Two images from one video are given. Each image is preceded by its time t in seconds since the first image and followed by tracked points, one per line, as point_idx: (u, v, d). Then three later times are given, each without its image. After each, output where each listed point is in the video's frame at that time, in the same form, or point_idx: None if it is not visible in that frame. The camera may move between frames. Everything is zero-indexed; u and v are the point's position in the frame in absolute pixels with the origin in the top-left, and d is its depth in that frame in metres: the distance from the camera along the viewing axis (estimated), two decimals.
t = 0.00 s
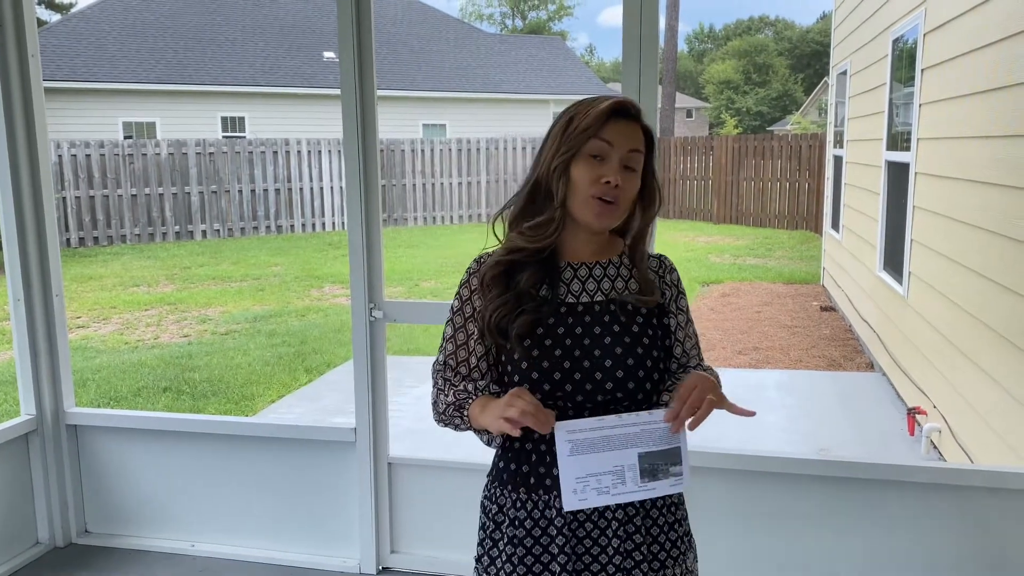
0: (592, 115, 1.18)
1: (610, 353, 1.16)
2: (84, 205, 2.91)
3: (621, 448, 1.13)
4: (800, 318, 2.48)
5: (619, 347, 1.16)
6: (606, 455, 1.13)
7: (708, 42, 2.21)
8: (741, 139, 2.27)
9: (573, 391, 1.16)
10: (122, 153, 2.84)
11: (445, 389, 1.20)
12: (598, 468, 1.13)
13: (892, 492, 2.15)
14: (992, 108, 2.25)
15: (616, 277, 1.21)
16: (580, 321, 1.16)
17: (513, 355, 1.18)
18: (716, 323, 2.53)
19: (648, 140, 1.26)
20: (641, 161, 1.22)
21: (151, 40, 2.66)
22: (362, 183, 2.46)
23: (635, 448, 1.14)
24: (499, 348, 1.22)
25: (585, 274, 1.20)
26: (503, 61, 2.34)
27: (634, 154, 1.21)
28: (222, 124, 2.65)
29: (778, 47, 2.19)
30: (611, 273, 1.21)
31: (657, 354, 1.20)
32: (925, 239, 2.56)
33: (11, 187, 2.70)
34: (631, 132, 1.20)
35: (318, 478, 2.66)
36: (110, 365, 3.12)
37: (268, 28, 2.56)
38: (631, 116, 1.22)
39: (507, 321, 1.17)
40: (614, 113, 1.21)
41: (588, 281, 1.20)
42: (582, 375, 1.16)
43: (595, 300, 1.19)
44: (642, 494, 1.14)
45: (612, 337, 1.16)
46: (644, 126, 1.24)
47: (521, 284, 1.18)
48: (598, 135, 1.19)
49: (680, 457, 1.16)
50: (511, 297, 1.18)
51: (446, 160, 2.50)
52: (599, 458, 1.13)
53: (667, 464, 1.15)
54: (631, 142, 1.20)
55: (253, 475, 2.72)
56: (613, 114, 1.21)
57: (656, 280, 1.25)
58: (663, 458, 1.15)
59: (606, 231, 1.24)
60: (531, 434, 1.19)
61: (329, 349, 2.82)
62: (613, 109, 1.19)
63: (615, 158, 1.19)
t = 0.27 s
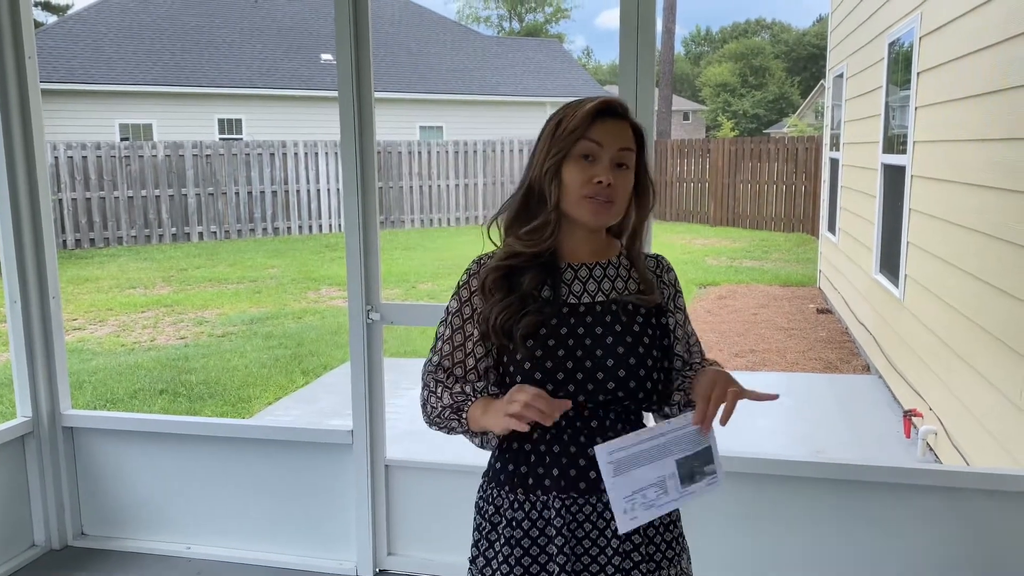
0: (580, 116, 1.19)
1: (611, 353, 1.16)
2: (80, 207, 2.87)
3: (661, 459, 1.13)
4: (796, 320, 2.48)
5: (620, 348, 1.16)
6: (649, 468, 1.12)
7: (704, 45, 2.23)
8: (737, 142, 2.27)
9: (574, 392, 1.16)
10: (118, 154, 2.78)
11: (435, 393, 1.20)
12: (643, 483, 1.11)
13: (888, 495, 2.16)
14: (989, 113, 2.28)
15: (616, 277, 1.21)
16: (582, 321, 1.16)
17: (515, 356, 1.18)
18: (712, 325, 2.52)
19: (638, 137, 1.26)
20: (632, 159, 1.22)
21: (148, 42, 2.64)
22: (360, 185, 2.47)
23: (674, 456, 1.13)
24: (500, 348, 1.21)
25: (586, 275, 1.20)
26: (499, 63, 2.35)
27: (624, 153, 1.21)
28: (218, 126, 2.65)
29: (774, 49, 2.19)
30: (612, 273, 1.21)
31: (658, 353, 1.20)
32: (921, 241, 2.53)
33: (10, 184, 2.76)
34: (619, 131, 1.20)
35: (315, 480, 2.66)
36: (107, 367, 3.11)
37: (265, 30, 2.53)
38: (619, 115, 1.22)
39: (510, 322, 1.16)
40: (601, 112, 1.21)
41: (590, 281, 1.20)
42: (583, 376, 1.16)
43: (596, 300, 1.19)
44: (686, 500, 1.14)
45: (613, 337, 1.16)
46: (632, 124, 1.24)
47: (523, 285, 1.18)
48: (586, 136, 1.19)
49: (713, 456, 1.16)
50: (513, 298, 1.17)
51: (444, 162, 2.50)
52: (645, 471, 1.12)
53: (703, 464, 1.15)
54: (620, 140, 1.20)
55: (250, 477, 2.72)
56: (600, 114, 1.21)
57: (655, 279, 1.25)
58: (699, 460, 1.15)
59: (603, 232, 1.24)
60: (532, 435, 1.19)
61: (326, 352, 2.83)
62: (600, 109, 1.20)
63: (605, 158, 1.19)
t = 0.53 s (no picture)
0: (562, 119, 1.20)
1: (608, 355, 1.16)
2: (77, 209, 2.89)
3: (611, 453, 1.11)
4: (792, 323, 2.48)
5: (616, 350, 1.16)
6: (597, 459, 1.11)
7: (701, 47, 2.23)
8: (733, 145, 2.28)
9: (571, 395, 1.16)
10: (114, 156, 2.82)
11: (447, 400, 1.17)
12: (589, 472, 1.10)
13: (883, 497, 2.16)
14: (981, 117, 2.29)
15: (613, 280, 1.21)
16: (579, 324, 1.16)
17: (512, 358, 1.18)
18: (708, 328, 2.51)
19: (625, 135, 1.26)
20: (619, 156, 1.22)
21: (144, 44, 2.65)
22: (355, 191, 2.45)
23: (627, 452, 1.12)
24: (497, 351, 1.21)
25: (583, 277, 1.20)
26: (496, 66, 2.35)
27: (611, 151, 1.21)
28: (215, 128, 2.67)
29: (770, 52, 2.20)
30: (609, 276, 1.21)
31: (654, 356, 1.20)
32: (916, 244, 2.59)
33: (7, 189, 2.69)
34: (603, 130, 1.21)
35: (310, 483, 2.65)
36: (102, 370, 3.13)
37: (261, 32, 2.53)
38: (602, 115, 1.23)
39: (507, 325, 1.16)
40: (583, 113, 1.22)
41: (587, 284, 1.20)
42: (580, 379, 1.16)
43: (593, 302, 1.19)
44: (635, 499, 1.11)
45: (610, 340, 1.16)
46: (617, 123, 1.24)
47: (520, 288, 1.18)
48: (570, 138, 1.20)
49: (672, 462, 1.14)
50: (510, 301, 1.17)
51: (440, 164, 2.49)
52: (590, 461, 1.10)
53: (659, 468, 1.13)
54: (605, 139, 1.20)
55: (245, 480, 2.71)
56: (582, 114, 1.22)
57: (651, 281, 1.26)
58: (655, 462, 1.12)
59: (597, 233, 1.24)
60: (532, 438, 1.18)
61: (322, 354, 2.85)
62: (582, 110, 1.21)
63: (591, 158, 1.19)
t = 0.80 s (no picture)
0: (557, 120, 1.20)
1: (602, 357, 1.16)
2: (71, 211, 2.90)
3: (603, 470, 1.10)
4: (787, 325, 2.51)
5: (611, 352, 1.16)
6: (588, 472, 1.10)
7: (696, 50, 2.21)
8: (729, 147, 2.27)
9: (565, 397, 1.16)
10: (109, 158, 2.83)
11: (449, 405, 1.16)
12: (579, 482, 1.11)
13: (878, 499, 2.16)
14: (973, 121, 2.32)
15: (608, 283, 1.21)
16: (573, 326, 1.16)
17: (507, 360, 1.18)
18: (704, 330, 2.53)
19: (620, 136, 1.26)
20: (615, 157, 1.22)
21: (140, 46, 2.65)
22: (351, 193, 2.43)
23: (619, 473, 1.10)
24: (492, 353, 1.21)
25: (578, 280, 1.20)
26: (491, 69, 2.36)
27: (606, 152, 1.21)
28: (210, 130, 2.68)
29: (765, 55, 2.20)
30: (604, 278, 1.21)
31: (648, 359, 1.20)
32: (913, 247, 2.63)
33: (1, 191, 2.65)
34: (599, 130, 1.21)
35: (306, 485, 2.65)
36: (97, 372, 3.12)
37: (259, 36, 2.54)
38: (597, 116, 1.23)
39: (501, 326, 1.16)
40: (578, 114, 1.22)
41: (582, 287, 1.20)
42: (574, 381, 1.15)
43: (588, 305, 1.19)
44: (617, 522, 1.09)
45: (604, 342, 1.16)
46: (612, 124, 1.24)
47: (515, 289, 1.18)
48: (566, 139, 1.20)
49: (665, 499, 1.09)
50: (505, 302, 1.17)
51: (436, 166, 2.50)
52: (581, 472, 1.11)
53: (650, 499, 1.09)
54: (601, 140, 1.20)
55: (240, 482, 2.70)
56: (578, 115, 1.22)
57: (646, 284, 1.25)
58: (647, 493, 1.09)
59: (593, 235, 1.24)
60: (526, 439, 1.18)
61: (317, 356, 2.88)
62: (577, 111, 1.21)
63: (586, 158, 1.19)
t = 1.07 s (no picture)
0: (556, 124, 1.21)
1: (596, 359, 1.16)
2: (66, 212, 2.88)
3: (608, 466, 1.12)
4: (782, 327, 2.49)
5: (605, 354, 1.16)
6: (592, 469, 1.12)
7: (691, 53, 2.22)
8: (724, 149, 2.29)
9: (560, 398, 1.17)
10: (105, 159, 2.79)
11: (446, 405, 1.17)
12: (583, 480, 1.12)
13: (871, 500, 2.17)
14: (968, 123, 2.33)
15: (604, 285, 1.21)
16: (569, 327, 1.17)
17: (502, 361, 1.18)
18: (698, 332, 2.52)
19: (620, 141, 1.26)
20: (613, 162, 1.22)
21: (136, 49, 2.66)
22: (347, 194, 2.44)
23: (623, 468, 1.12)
24: (488, 353, 1.21)
25: (574, 282, 1.21)
26: (487, 72, 2.36)
27: (604, 156, 1.21)
28: (205, 132, 2.66)
29: (760, 58, 2.20)
30: (599, 281, 1.21)
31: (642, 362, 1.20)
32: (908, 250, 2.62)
33: None
34: (597, 135, 1.21)
35: (301, 486, 2.65)
36: (92, 374, 3.11)
37: (253, 35, 2.58)
38: (595, 121, 1.23)
39: (497, 326, 1.17)
40: (578, 119, 1.23)
41: (577, 288, 1.20)
42: (569, 382, 1.16)
43: (583, 306, 1.19)
44: (624, 517, 1.11)
45: (599, 344, 1.16)
46: (611, 129, 1.25)
47: (511, 290, 1.18)
48: (565, 143, 1.20)
49: (670, 490, 1.10)
50: (501, 303, 1.17)
51: (431, 168, 2.51)
52: (586, 469, 1.12)
53: (655, 492, 1.11)
54: (600, 145, 1.21)
55: (236, 484, 2.70)
56: (577, 119, 1.22)
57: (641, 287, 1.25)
58: (652, 486, 1.11)
59: (591, 238, 1.24)
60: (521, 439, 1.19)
61: (312, 358, 2.85)
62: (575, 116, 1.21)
63: (584, 163, 1.20)
